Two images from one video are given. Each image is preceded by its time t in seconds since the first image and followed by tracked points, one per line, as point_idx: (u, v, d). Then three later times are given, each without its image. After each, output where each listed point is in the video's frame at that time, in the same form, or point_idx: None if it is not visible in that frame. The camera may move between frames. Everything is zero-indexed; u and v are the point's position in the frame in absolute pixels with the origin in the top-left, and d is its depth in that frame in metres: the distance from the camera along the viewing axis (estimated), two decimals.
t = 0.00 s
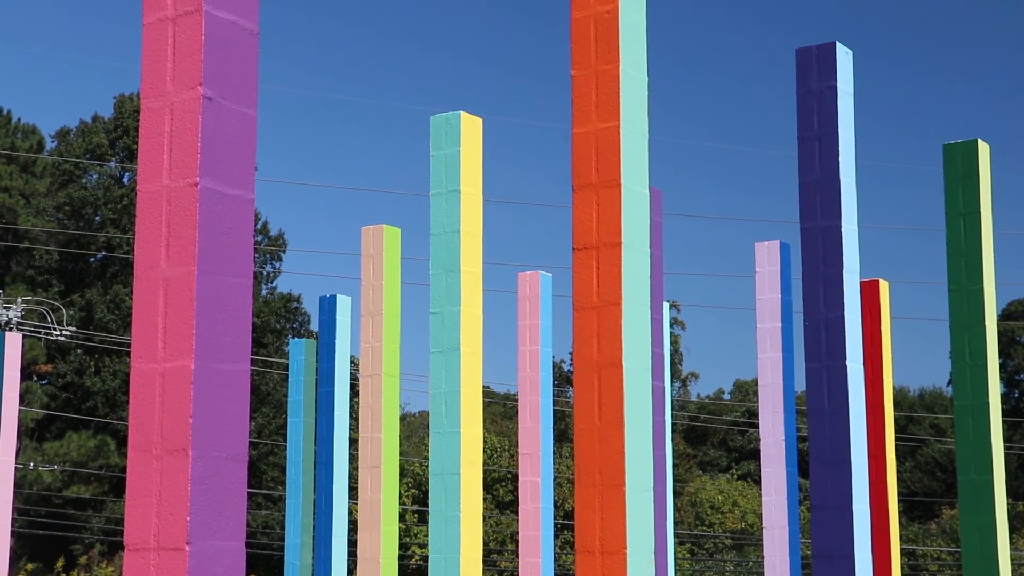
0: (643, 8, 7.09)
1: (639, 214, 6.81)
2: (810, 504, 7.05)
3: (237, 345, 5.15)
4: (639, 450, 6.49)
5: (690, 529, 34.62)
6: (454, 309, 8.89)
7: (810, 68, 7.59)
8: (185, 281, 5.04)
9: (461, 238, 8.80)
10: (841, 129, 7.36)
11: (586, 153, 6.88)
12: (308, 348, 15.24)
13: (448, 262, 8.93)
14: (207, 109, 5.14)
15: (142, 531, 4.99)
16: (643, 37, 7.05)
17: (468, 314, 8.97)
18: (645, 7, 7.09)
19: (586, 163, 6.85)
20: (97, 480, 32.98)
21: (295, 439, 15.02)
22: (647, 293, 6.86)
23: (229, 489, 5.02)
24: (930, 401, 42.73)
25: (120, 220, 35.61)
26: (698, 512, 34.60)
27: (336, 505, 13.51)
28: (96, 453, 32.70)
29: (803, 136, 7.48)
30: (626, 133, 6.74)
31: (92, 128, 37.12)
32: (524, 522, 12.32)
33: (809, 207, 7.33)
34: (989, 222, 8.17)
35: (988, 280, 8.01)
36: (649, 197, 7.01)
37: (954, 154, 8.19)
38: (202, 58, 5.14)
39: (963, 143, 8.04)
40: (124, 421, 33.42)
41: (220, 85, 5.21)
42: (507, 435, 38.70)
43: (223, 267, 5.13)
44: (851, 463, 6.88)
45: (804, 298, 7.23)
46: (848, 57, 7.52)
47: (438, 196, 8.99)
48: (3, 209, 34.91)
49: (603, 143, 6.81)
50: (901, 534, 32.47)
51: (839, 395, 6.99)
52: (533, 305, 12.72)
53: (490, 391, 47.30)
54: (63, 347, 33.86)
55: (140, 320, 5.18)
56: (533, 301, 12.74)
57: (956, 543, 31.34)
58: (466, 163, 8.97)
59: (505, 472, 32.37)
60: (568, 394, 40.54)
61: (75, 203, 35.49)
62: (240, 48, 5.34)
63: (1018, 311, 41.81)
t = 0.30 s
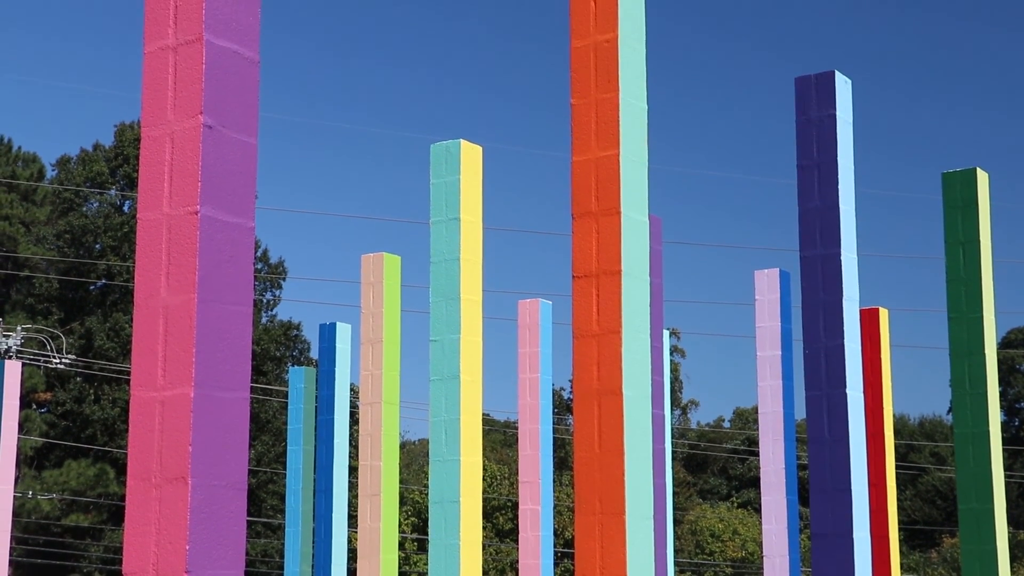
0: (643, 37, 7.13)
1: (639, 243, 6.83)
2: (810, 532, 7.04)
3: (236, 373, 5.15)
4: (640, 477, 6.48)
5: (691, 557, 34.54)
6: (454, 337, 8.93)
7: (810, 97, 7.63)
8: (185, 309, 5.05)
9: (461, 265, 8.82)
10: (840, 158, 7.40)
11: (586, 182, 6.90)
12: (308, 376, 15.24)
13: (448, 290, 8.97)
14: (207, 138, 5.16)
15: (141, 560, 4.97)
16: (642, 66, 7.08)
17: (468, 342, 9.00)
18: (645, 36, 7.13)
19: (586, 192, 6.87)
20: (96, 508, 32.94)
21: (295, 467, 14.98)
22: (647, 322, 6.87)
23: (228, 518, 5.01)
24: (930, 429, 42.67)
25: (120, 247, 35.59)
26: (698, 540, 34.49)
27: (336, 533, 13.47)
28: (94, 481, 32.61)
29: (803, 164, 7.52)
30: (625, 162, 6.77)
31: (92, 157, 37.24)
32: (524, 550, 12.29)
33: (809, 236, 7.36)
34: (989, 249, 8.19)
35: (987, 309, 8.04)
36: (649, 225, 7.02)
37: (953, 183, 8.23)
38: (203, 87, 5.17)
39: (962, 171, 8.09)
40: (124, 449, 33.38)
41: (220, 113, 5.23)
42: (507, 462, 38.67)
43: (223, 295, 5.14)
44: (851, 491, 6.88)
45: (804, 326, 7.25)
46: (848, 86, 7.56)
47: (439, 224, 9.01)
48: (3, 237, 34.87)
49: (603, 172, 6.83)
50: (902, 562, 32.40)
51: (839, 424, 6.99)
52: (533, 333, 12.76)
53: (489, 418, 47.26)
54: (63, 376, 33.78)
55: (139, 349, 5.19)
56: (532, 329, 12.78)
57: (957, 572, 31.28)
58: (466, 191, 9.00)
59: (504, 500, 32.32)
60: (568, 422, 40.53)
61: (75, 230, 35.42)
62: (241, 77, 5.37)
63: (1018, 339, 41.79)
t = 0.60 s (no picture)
0: (642, 63, 7.17)
1: (638, 268, 6.85)
2: (810, 558, 7.04)
3: (236, 400, 5.16)
4: (638, 503, 6.48)
5: None
6: (453, 363, 8.98)
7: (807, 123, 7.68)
8: (185, 335, 5.05)
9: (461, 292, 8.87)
10: (839, 183, 7.43)
11: (585, 209, 6.92)
12: (307, 402, 15.26)
13: (447, 315, 9.02)
14: (207, 164, 5.18)
15: None
16: (641, 93, 7.12)
17: (467, 368, 9.04)
18: (644, 63, 7.18)
19: (585, 219, 6.90)
20: (94, 535, 32.88)
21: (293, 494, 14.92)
22: (646, 347, 6.90)
23: (227, 544, 5.00)
24: (930, 455, 42.55)
25: (120, 273, 35.59)
26: (698, 566, 34.46)
27: (335, 559, 13.42)
28: (93, 508, 32.53)
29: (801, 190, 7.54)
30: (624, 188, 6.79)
31: (92, 183, 37.26)
32: None
33: (808, 261, 7.39)
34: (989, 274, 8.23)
35: (986, 335, 8.06)
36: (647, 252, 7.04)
37: (951, 209, 8.27)
38: (203, 114, 5.19)
39: (961, 198, 8.13)
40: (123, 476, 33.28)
41: (220, 139, 5.25)
42: (507, 489, 38.63)
43: (222, 320, 5.15)
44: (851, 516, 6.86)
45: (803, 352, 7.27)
46: (845, 112, 7.59)
47: (438, 249, 9.05)
48: (3, 263, 35.18)
49: (602, 198, 6.86)
50: None
51: (838, 450, 7.00)
52: (533, 358, 12.80)
53: (488, 444, 47.16)
54: (61, 402, 33.83)
55: (138, 375, 5.19)
56: (532, 355, 12.82)
57: None
58: (466, 218, 9.05)
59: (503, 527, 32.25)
60: (567, 448, 40.49)
61: (74, 257, 35.43)
62: (241, 104, 5.39)
63: (1018, 365, 41.77)
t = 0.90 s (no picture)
0: (640, 87, 7.19)
1: (637, 291, 6.86)
2: None
3: (234, 424, 5.15)
4: (637, 526, 6.48)
5: None
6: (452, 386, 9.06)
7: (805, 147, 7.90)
8: (183, 358, 5.05)
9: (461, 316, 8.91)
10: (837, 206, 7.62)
11: (584, 232, 6.93)
12: (306, 424, 15.20)
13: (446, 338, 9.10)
14: (207, 188, 5.20)
15: None
16: (639, 116, 7.14)
17: (466, 392, 9.10)
18: (642, 86, 7.21)
19: (584, 241, 6.91)
20: (91, 558, 32.90)
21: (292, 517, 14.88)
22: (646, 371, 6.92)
23: (225, 566, 4.99)
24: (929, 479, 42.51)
25: (118, 296, 35.55)
26: None
27: None
28: (91, 532, 32.43)
29: (799, 213, 7.76)
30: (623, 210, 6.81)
31: (92, 207, 37.11)
32: None
33: (807, 284, 7.59)
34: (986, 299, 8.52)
35: (985, 359, 8.30)
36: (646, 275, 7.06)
37: (949, 232, 8.54)
38: (203, 137, 5.21)
39: (958, 222, 8.38)
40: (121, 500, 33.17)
41: (219, 164, 5.27)
42: (505, 512, 38.62)
43: (221, 345, 5.14)
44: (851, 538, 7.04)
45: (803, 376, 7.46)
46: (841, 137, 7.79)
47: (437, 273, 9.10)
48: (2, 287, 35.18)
49: (601, 222, 6.87)
50: None
51: (837, 472, 7.18)
52: (532, 381, 12.81)
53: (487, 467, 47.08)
54: (59, 425, 33.86)
55: (136, 399, 5.18)
56: (530, 377, 12.81)
57: None
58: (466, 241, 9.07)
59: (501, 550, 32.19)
60: (566, 471, 40.51)
61: (73, 279, 35.27)
62: (240, 127, 5.41)
63: (1016, 388, 41.74)
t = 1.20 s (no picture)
0: (638, 112, 7.22)
1: (636, 315, 6.88)
2: None
3: (232, 448, 5.15)
4: (637, 549, 6.47)
5: None
6: (451, 410, 9.07)
7: (805, 171, 8.09)
8: (182, 382, 5.05)
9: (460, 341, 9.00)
10: (835, 231, 7.82)
11: (583, 256, 6.95)
12: (306, 449, 15.18)
13: (446, 362, 9.17)
14: (206, 213, 5.21)
15: None
16: (638, 141, 7.17)
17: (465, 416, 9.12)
18: (641, 112, 7.24)
19: (583, 265, 6.93)
20: None
21: (290, 542, 14.84)
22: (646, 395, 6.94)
23: None
24: (929, 503, 42.38)
25: (118, 320, 35.37)
26: None
27: None
28: (88, 557, 32.30)
29: (799, 237, 7.96)
30: (621, 235, 6.83)
31: (91, 231, 36.94)
32: None
33: (806, 309, 7.78)
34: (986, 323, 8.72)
35: (984, 383, 8.49)
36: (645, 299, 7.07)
37: (948, 256, 8.79)
38: (202, 162, 5.22)
39: (958, 246, 8.63)
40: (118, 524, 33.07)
41: (219, 189, 5.28)
42: (504, 536, 38.49)
43: (220, 369, 5.15)
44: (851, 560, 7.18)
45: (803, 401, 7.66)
46: (840, 161, 7.97)
47: (437, 298, 9.20)
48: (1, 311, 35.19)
49: (600, 246, 6.89)
50: None
51: (837, 494, 7.37)
52: (531, 405, 12.81)
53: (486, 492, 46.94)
54: (57, 450, 33.80)
55: (135, 423, 5.17)
56: (529, 402, 12.81)
57: None
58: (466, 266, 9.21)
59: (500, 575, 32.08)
60: (565, 495, 40.37)
61: (73, 304, 35.19)
62: (240, 152, 5.43)
63: (1016, 413, 41.67)
